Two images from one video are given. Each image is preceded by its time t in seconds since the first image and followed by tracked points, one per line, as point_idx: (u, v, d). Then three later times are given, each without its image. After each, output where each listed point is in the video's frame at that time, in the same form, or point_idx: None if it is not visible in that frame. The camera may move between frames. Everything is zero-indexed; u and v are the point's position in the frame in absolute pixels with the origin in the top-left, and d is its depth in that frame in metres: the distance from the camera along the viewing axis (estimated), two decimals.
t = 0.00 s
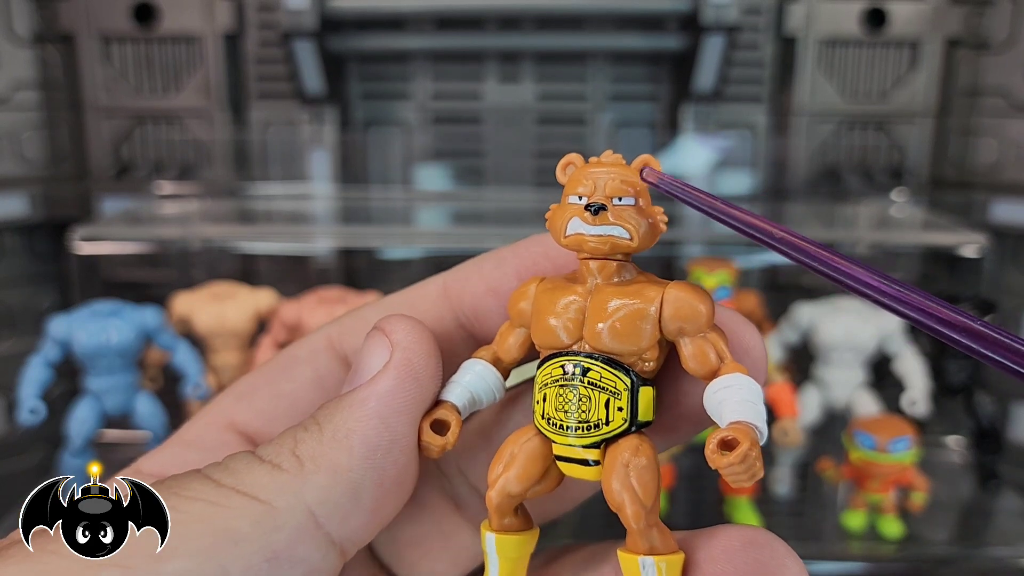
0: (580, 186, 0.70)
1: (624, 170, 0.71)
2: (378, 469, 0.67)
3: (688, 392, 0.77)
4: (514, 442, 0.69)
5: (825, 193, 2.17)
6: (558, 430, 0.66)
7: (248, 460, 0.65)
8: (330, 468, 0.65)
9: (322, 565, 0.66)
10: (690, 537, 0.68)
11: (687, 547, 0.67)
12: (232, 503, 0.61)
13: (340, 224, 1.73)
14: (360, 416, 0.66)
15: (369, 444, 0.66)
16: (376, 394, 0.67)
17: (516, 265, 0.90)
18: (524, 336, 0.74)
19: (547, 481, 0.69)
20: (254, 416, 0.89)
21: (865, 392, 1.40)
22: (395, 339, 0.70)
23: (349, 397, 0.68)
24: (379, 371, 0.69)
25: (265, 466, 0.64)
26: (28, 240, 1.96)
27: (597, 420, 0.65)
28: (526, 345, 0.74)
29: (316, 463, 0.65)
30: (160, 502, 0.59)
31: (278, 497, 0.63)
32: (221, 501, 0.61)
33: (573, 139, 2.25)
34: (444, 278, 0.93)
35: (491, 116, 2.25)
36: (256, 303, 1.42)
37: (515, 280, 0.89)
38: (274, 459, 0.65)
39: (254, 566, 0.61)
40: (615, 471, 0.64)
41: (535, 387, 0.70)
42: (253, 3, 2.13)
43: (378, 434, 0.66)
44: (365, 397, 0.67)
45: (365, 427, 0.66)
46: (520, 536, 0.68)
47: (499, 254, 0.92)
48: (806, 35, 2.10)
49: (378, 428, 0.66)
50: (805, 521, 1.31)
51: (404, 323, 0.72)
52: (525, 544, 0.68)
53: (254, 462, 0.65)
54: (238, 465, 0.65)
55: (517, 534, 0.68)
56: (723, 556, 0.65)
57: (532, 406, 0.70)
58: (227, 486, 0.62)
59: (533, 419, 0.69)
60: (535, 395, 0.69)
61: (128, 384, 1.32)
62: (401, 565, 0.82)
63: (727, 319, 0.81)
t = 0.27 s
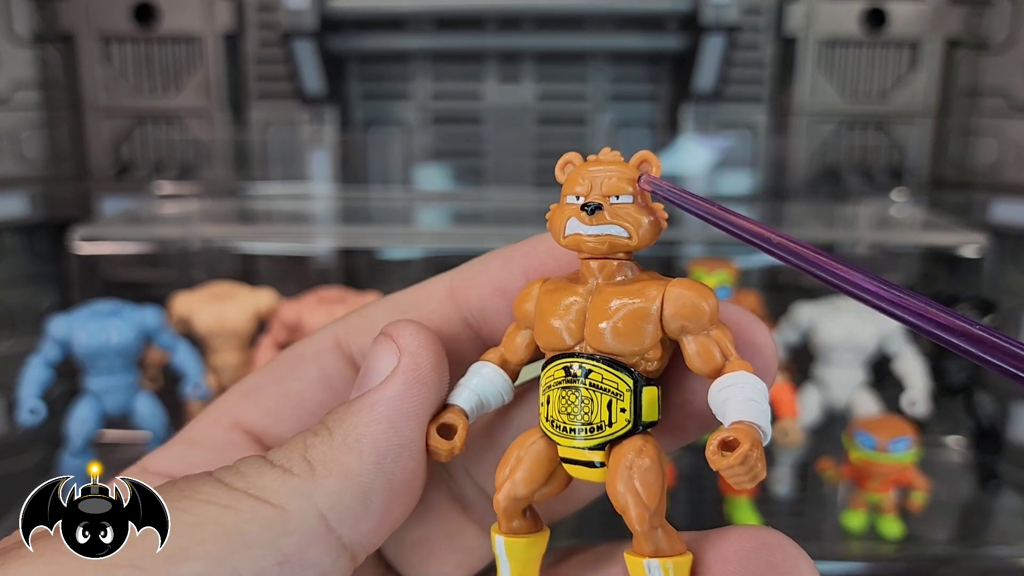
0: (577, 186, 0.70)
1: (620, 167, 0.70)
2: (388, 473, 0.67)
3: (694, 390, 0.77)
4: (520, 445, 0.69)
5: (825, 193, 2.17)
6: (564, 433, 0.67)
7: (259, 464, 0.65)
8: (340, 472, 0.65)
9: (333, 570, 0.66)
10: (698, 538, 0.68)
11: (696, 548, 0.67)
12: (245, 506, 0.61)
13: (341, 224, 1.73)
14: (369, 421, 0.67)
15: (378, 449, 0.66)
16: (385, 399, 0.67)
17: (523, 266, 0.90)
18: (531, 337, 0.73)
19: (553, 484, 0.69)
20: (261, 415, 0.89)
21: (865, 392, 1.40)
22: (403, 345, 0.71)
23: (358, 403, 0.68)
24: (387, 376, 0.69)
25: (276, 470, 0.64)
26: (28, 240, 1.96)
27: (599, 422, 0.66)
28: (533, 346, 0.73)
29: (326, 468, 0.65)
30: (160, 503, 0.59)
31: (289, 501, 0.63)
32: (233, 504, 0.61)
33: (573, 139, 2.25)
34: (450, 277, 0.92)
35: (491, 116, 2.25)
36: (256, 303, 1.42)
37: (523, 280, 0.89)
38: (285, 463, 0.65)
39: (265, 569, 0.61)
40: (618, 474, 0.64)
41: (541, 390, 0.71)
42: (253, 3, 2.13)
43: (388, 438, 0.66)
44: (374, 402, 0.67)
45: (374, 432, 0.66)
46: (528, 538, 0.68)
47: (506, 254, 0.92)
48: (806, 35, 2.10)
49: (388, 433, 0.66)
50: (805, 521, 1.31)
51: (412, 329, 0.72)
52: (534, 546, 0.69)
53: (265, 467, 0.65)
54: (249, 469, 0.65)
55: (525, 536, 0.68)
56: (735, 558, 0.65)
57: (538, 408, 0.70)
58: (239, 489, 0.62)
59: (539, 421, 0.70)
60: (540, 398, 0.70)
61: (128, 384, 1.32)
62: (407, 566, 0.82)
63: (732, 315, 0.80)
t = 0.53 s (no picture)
0: (570, 187, 0.70)
1: (614, 168, 0.70)
2: (386, 475, 0.67)
3: (689, 389, 0.77)
4: (517, 446, 0.69)
5: (825, 193, 2.17)
6: (560, 434, 0.67)
7: (258, 466, 0.65)
8: (339, 474, 0.65)
9: (331, 571, 0.66)
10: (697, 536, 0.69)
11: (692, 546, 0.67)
12: (244, 507, 0.61)
13: (341, 224, 1.73)
14: (367, 423, 0.67)
15: (376, 450, 0.66)
16: (382, 400, 0.67)
17: (518, 264, 0.89)
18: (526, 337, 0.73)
19: (550, 484, 0.69)
20: (260, 415, 0.90)
21: (865, 392, 1.40)
22: (399, 346, 0.71)
23: (355, 405, 0.68)
24: (384, 377, 0.69)
25: (274, 472, 0.64)
26: (28, 240, 1.96)
27: (594, 424, 0.66)
28: (528, 346, 0.73)
29: (325, 469, 0.65)
30: (160, 503, 0.59)
31: (288, 503, 0.63)
32: (232, 506, 0.61)
33: (573, 140, 2.25)
34: (445, 276, 0.92)
35: (491, 116, 2.25)
36: (256, 303, 1.42)
37: (517, 278, 0.89)
38: (283, 465, 0.65)
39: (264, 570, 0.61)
40: (614, 474, 0.65)
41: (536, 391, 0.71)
42: (253, 3, 2.13)
43: (386, 439, 0.67)
44: (371, 404, 0.67)
45: (372, 434, 0.66)
46: (524, 537, 0.68)
47: (500, 252, 0.92)
48: (806, 35, 2.10)
49: (385, 434, 0.67)
50: (805, 521, 1.30)
51: (408, 331, 0.73)
52: (531, 545, 0.69)
53: (263, 468, 0.65)
54: (248, 471, 0.65)
55: (522, 536, 0.69)
56: (729, 555, 0.65)
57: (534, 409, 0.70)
58: (238, 491, 0.62)
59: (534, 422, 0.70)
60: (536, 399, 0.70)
61: (127, 384, 1.32)
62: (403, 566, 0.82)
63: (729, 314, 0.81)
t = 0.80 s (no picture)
0: (561, 185, 0.70)
1: (605, 166, 0.70)
2: (376, 471, 0.67)
3: (678, 386, 0.77)
4: (507, 442, 0.69)
5: (825, 193, 2.17)
6: (551, 431, 0.67)
7: (247, 464, 0.65)
8: (328, 470, 0.65)
9: (320, 569, 0.66)
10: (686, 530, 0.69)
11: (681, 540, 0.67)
12: (232, 505, 0.61)
13: (341, 224, 1.73)
14: (356, 420, 0.66)
15: (365, 447, 0.66)
16: (371, 397, 0.67)
17: (505, 262, 0.90)
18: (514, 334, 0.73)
19: (540, 480, 0.69)
20: (251, 417, 0.89)
21: (865, 392, 1.39)
22: (389, 344, 0.71)
23: (344, 402, 0.68)
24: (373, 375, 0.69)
25: (263, 469, 0.64)
26: (28, 240, 1.96)
27: (587, 421, 0.66)
28: (517, 343, 0.73)
29: (314, 466, 0.65)
30: (160, 503, 0.59)
31: (277, 500, 0.62)
32: (220, 503, 0.61)
33: (573, 139, 2.25)
34: (434, 274, 0.92)
35: (491, 116, 2.25)
36: (256, 303, 1.42)
37: (505, 275, 0.89)
38: (272, 462, 0.65)
39: (252, 568, 0.60)
40: (606, 469, 0.64)
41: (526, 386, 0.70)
42: (253, 3, 2.13)
43: (375, 436, 0.66)
44: (360, 400, 0.67)
45: (361, 430, 0.66)
46: (513, 533, 0.68)
47: (490, 250, 0.92)
48: (806, 35, 2.10)
49: (375, 431, 0.66)
50: (805, 521, 1.30)
51: (397, 328, 0.72)
52: (519, 541, 0.69)
53: (252, 465, 0.65)
54: (236, 468, 0.65)
55: (511, 531, 0.68)
56: (717, 553, 0.65)
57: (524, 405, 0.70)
58: (227, 488, 0.62)
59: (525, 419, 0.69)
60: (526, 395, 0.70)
61: (128, 384, 1.32)
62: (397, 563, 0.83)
63: (724, 314, 0.81)
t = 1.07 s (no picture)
0: (580, 175, 0.70)
1: (624, 159, 0.71)
2: (366, 468, 0.62)
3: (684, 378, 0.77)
4: (510, 433, 0.68)
5: (825, 193, 2.17)
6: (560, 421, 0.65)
7: (230, 458, 0.61)
8: (312, 466, 0.60)
9: (307, 568, 0.62)
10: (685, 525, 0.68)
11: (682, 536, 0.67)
12: (211, 503, 0.58)
13: (341, 224, 1.73)
14: (342, 413, 0.61)
15: (353, 442, 0.61)
16: (360, 389, 0.62)
17: (505, 253, 0.90)
18: (511, 326, 0.73)
19: (543, 474, 0.68)
20: (248, 413, 0.89)
21: (865, 393, 1.39)
22: (381, 331, 0.65)
23: (330, 393, 0.63)
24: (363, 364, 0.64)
25: (245, 465, 0.60)
26: (28, 240, 1.96)
27: (600, 411, 0.65)
28: (513, 336, 0.73)
29: (298, 461, 0.60)
30: (160, 502, 0.57)
31: (258, 498, 0.59)
32: (200, 502, 0.58)
33: (573, 139, 2.26)
34: (433, 268, 0.92)
35: (491, 116, 2.25)
36: (256, 303, 1.43)
37: (504, 267, 0.89)
38: (255, 457, 0.61)
39: (232, 568, 0.57)
40: (620, 460, 0.64)
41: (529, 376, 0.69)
42: (253, 3, 2.13)
43: (364, 430, 0.61)
44: (349, 392, 0.62)
45: (348, 425, 0.61)
46: (515, 528, 0.66)
47: (488, 244, 0.92)
48: (806, 35, 2.10)
49: (363, 425, 0.61)
50: (805, 521, 1.30)
51: (392, 312, 0.67)
52: (518, 539, 0.67)
53: (235, 460, 0.61)
54: (218, 463, 0.61)
55: (511, 528, 0.66)
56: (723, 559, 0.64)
57: (528, 396, 0.68)
58: (206, 486, 0.59)
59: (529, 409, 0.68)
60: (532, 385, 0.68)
61: (127, 384, 1.32)
62: (404, 554, 0.82)
63: (722, 313, 0.80)
